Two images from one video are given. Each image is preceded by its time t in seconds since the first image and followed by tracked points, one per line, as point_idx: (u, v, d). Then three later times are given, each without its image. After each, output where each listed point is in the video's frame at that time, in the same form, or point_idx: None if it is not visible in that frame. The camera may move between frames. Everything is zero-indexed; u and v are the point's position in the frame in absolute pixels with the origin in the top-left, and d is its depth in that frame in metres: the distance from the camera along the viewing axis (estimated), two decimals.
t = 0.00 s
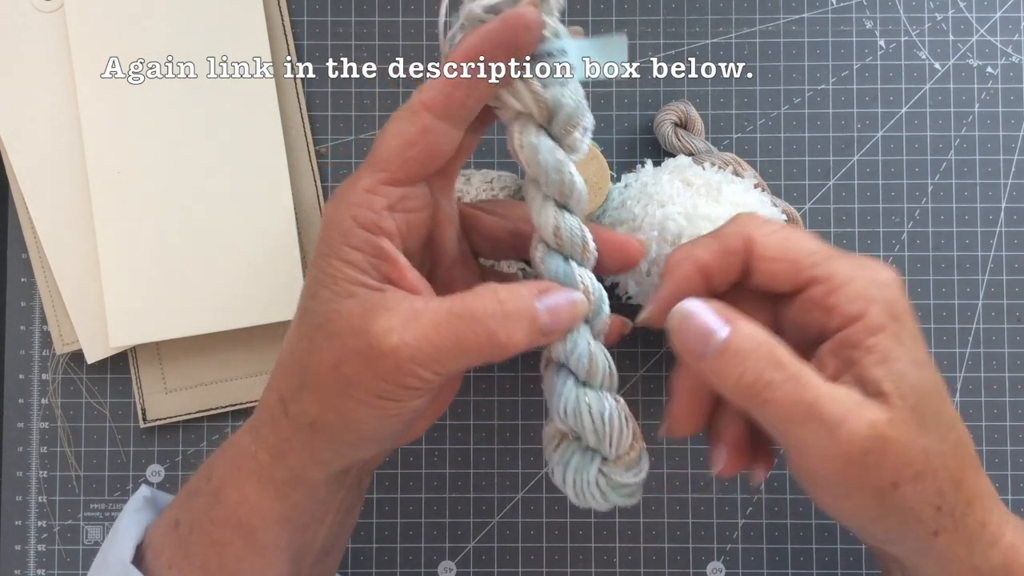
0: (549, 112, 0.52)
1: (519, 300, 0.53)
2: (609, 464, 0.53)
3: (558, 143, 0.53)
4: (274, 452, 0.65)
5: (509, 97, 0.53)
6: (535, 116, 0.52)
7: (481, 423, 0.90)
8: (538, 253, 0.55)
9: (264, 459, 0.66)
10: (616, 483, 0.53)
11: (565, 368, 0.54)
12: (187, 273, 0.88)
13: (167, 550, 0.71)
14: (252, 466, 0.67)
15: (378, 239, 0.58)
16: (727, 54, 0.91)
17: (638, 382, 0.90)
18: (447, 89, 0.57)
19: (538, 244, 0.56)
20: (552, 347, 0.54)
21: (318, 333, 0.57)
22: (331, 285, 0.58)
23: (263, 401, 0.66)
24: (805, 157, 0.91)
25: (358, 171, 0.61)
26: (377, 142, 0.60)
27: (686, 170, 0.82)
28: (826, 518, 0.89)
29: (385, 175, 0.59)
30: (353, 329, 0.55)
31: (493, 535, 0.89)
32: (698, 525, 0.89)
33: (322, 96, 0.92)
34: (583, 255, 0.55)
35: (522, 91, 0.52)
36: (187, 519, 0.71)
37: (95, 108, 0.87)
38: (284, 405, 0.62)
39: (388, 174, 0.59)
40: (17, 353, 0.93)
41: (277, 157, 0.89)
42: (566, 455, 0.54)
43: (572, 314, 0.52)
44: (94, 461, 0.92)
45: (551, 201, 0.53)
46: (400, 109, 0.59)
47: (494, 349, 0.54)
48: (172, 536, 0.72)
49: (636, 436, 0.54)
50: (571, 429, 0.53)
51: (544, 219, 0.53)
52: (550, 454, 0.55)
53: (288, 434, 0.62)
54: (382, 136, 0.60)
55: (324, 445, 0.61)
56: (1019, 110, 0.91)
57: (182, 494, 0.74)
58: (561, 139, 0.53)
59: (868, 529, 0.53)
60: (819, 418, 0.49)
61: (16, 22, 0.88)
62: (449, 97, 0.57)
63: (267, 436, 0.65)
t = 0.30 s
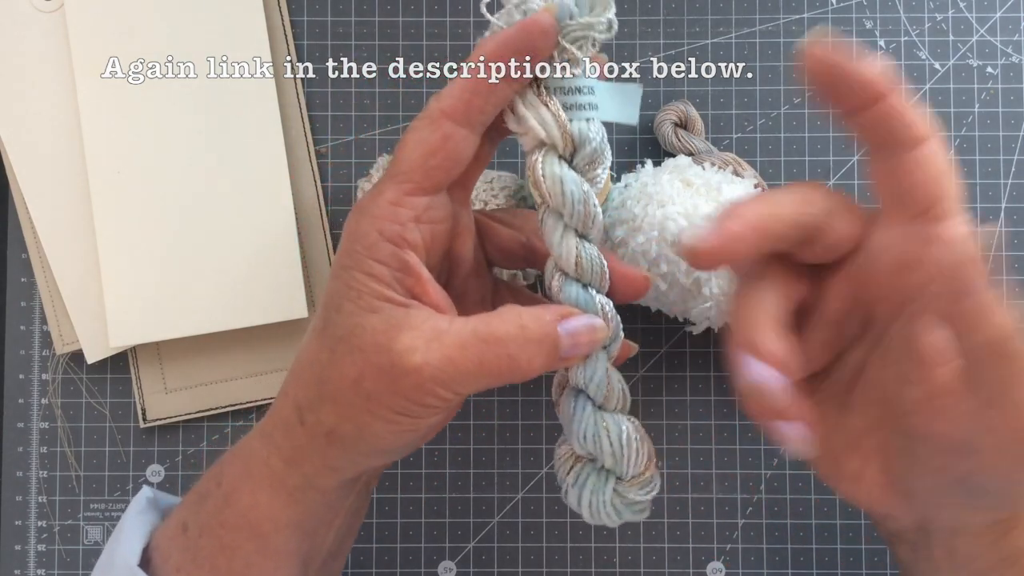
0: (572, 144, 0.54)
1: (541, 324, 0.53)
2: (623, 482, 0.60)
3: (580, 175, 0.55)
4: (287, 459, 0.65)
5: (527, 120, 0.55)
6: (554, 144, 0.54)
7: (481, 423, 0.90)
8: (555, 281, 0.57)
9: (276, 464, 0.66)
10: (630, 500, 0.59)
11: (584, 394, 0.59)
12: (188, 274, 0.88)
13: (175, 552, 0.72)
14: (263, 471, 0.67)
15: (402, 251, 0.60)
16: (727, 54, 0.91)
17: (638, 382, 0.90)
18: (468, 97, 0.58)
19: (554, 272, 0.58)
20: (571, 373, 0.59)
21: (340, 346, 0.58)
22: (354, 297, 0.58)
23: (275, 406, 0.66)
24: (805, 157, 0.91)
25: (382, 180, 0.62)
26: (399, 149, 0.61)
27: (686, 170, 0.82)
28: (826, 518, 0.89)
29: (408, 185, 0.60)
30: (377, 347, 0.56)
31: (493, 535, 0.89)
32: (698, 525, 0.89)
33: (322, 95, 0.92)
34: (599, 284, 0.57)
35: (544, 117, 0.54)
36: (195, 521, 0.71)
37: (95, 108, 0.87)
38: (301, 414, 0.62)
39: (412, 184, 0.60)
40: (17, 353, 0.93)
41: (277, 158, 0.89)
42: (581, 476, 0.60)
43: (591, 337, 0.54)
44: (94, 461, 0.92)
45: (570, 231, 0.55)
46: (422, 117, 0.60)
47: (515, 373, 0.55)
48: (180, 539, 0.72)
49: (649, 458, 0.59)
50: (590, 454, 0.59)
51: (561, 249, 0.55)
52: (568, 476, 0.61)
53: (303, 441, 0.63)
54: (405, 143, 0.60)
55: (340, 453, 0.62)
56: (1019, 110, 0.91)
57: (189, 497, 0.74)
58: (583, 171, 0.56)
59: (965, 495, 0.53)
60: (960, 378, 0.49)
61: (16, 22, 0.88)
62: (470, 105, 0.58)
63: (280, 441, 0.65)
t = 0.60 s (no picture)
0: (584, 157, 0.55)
1: (551, 332, 0.54)
2: (629, 489, 0.60)
3: (592, 188, 0.56)
4: (295, 462, 0.65)
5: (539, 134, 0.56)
6: (566, 157, 0.56)
7: (481, 423, 0.90)
8: (566, 289, 0.59)
9: (284, 467, 0.66)
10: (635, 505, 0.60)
11: (590, 401, 0.60)
12: (191, 276, 0.88)
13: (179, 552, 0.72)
14: (271, 473, 0.67)
15: (418, 258, 0.60)
16: (727, 54, 0.91)
17: (638, 382, 0.90)
18: (486, 103, 0.58)
19: (565, 281, 0.59)
20: (578, 380, 0.59)
21: (351, 354, 0.58)
22: (368, 304, 0.58)
23: (283, 410, 0.66)
24: (805, 157, 0.91)
25: (397, 185, 0.61)
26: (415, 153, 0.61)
27: (686, 170, 0.82)
28: (825, 518, 0.89)
29: (423, 191, 0.60)
30: (389, 355, 0.56)
31: (493, 535, 0.89)
32: (698, 525, 0.89)
33: (323, 95, 0.92)
34: (610, 293, 0.58)
35: (556, 131, 0.55)
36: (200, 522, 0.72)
37: (95, 108, 0.87)
38: (310, 418, 0.62)
39: (427, 189, 0.60)
40: (17, 353, 0.93)
41: (277, 158, 0.89)
42: (587, 480, 0.61)
43: (601, 345, 0.54)
44: (94, 461, 0.92)
45: (581, 243, 0.57)
46: (437, 123, 0.59)
47: (524, 381, 0.54)
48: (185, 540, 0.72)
49: (655, 466, 0.60)
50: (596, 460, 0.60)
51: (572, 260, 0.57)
52: (575, 479, 0.62)
53: (312, 445, 0.63)
54: (420, 148, 0.60)
55: (350, 458, 0.62)
56: (1019, 110, 0.91)
57: (194, 497, 0.74)
58: (596, 183, 0.57)
59: (983, 461, 0.55)
60: (999, 337, 0.48)
61: (16, 22, 0.88)
62: (489, 110, 0.58)
63: (287, 443, 0.65)
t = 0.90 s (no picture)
0: (586, 156, 0.56)
1: (551, 334, 0.55)
2: (624, 484, 0.61)
3: (592, 186, 0.57)
4: (294, 463, 0.65)
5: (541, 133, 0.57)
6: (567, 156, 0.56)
7: (481, 423, 0.90)
8: (564, 287, 0.59)
9: (283, 467, 0.66)
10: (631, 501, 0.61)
11: (587, 398, 0.60)
12: (190, 275, 0.88)
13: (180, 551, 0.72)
14: (268, 473, 0.67)
15: (419, 260, 0.60)
16: (727, 54, 0.91)
17: (638, 382, 0.90)
18: (489, 104, 0.58)
19: (565, 278, 0.60)
20: (575, 377, 0.60)
21: (351, 354, 0.58)
22: (369, 305, 0.58)
23: (281, 411, 0.66)
24: (805, 157, 0.91)
25: (396, 187, 0.61)
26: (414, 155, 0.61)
27: (686, 170, 0.81)
28: (826, 518, 0.89)
29: (424, 193, 0.60)
30: (390, 356, 0.56)
31: (493, 535, 0.89)
32: (698, 525, 0.89)
33: (322, 96, 0.92)
34: (606, 291, 0.59)
35: (558, 130, 0.56)
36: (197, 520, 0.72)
37: (96, 108, 0.87)
38: (310, 419, 0.62)
39: (427, 192, 0.60)
40: (17, 353, 0.93)
41: (277, 158, 0.89)
42: (583, 474, 0.62)
43: (599, 343, 0.56)
44: (94, 461, 0.92)
45: (581, 242, 0.57)
46: (437, 124, 0.59)
47: (524, 379, 0.55)
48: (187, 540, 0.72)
49: (651, 462, 0.60)
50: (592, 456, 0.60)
51: (570, 258, 0.57)
52: (571, 474, 0.63)
53: (311, 446, 0.63)
54: (421, 148, 0.60)
55: (349, 459, 0.62)
56: (1019, 110, 0.91)
57: (194, 495, 0.74)
58: (596, 182, 0.58)
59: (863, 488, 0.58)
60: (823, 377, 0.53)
61: (16, 22, 0.88)
62: (493, 110, 0.58)
63: (286, 445, 0.65)
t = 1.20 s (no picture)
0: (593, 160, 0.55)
1: (561, 336, 0.55)
2: (629, 484, 0.61)
3: (599, 191, 0.56)
4: (302, 464, 0.65)
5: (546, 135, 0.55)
6: (574, 160, 0.55)
7: (481, 423, 0.90)
8: (570, 288, 0.59)
9: (291, 468, 0.66)
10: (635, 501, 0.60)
11: (592, 398, 0.60)
12: (190, 275, 0.88)
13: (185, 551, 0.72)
14: (274, 474, 0.67)
15: (430, 264, 0.60)
16: (727, 53, 0.91)
17: (638, 381, 0.90)
18: (492, 104, 0.58)
19: (570, 281, 0.59)
20: (581, 378, 0.60)
21: (362, 357, 0.59)
22: (379, 308, 0.59)
23: (286, 412, 0.66)
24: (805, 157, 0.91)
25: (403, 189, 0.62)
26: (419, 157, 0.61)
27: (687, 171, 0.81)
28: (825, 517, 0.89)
29: (433, 195, 0.60)
30: (402, 361, 0.57)
31: (493, 535, 0.90)
32: (698, 525, 0.89)
33: (322, 95, 0.92)
34: (612, 294, 0.58)
35: (563, 132, 0.54)
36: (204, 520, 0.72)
37: (95, 108, 0.87)
38: (319, 421, 0.62)
39: (437, 194, 0.60)
40: (17, 353, 0.93)
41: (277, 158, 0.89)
42: (590, 473, 0.62)
43: (606, 344, 0.56)
44: (94, 461, 0.92)
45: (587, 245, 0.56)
46: (443, 125, 0.60)
47: (533, 380, 0.56)
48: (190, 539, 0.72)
49: (656, 462, 0.60)
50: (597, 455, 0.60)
51: (575, 262, 0.56)
52: (578, 472, 0.63)
53: (320, 448, 0.63)
54: (428, 150, 0.60)
55: (358, 460, 0.63)
56: (1018, 110, 0.91)
57: (198, 492, 0.74)
58: (603, 187, 0.57)
59: (779, 480, 0.61)
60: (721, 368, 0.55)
61: (15, 22, 0.88)
62: (498, 109, 0.58)
63: (292, 446, 0.66)
